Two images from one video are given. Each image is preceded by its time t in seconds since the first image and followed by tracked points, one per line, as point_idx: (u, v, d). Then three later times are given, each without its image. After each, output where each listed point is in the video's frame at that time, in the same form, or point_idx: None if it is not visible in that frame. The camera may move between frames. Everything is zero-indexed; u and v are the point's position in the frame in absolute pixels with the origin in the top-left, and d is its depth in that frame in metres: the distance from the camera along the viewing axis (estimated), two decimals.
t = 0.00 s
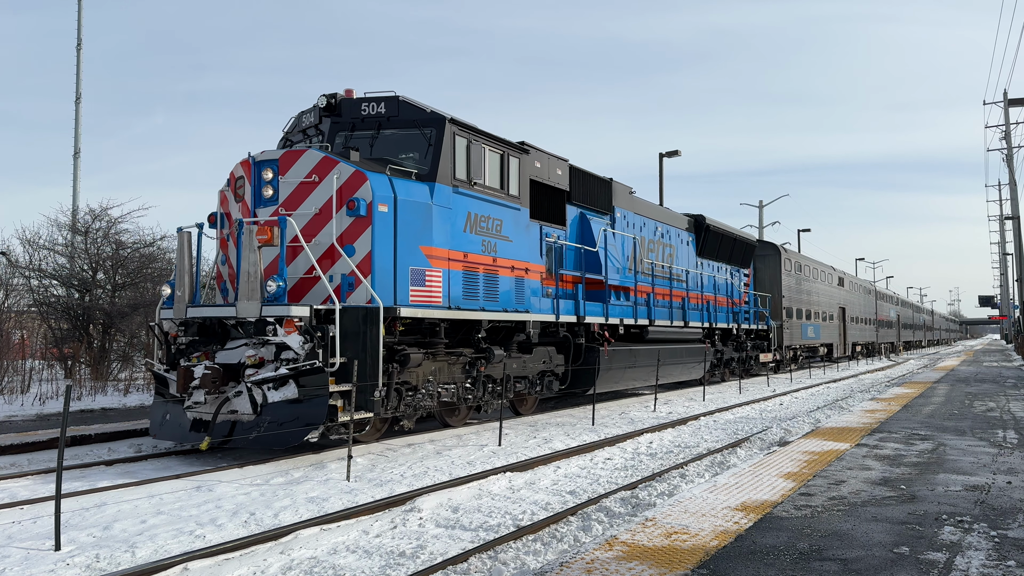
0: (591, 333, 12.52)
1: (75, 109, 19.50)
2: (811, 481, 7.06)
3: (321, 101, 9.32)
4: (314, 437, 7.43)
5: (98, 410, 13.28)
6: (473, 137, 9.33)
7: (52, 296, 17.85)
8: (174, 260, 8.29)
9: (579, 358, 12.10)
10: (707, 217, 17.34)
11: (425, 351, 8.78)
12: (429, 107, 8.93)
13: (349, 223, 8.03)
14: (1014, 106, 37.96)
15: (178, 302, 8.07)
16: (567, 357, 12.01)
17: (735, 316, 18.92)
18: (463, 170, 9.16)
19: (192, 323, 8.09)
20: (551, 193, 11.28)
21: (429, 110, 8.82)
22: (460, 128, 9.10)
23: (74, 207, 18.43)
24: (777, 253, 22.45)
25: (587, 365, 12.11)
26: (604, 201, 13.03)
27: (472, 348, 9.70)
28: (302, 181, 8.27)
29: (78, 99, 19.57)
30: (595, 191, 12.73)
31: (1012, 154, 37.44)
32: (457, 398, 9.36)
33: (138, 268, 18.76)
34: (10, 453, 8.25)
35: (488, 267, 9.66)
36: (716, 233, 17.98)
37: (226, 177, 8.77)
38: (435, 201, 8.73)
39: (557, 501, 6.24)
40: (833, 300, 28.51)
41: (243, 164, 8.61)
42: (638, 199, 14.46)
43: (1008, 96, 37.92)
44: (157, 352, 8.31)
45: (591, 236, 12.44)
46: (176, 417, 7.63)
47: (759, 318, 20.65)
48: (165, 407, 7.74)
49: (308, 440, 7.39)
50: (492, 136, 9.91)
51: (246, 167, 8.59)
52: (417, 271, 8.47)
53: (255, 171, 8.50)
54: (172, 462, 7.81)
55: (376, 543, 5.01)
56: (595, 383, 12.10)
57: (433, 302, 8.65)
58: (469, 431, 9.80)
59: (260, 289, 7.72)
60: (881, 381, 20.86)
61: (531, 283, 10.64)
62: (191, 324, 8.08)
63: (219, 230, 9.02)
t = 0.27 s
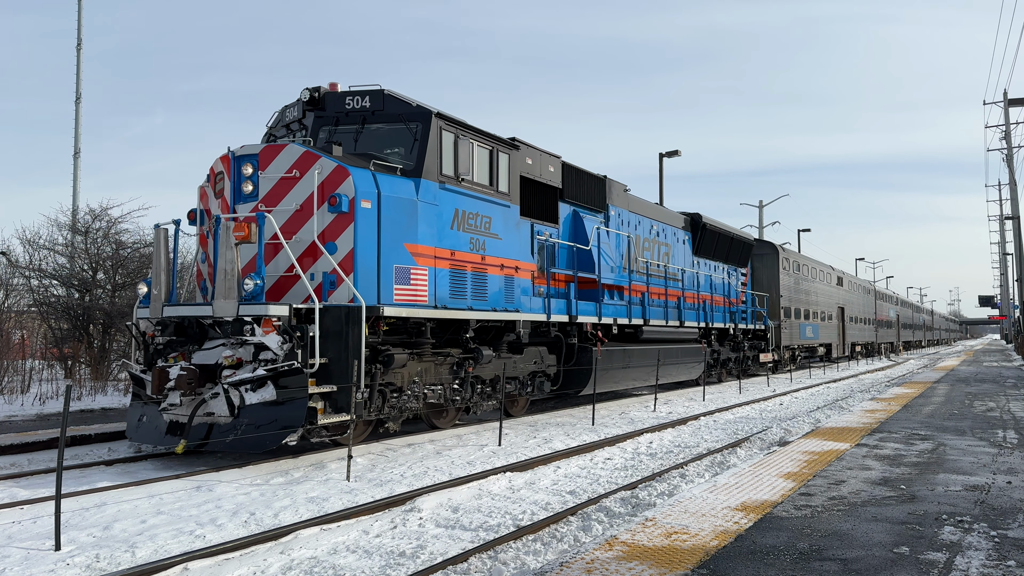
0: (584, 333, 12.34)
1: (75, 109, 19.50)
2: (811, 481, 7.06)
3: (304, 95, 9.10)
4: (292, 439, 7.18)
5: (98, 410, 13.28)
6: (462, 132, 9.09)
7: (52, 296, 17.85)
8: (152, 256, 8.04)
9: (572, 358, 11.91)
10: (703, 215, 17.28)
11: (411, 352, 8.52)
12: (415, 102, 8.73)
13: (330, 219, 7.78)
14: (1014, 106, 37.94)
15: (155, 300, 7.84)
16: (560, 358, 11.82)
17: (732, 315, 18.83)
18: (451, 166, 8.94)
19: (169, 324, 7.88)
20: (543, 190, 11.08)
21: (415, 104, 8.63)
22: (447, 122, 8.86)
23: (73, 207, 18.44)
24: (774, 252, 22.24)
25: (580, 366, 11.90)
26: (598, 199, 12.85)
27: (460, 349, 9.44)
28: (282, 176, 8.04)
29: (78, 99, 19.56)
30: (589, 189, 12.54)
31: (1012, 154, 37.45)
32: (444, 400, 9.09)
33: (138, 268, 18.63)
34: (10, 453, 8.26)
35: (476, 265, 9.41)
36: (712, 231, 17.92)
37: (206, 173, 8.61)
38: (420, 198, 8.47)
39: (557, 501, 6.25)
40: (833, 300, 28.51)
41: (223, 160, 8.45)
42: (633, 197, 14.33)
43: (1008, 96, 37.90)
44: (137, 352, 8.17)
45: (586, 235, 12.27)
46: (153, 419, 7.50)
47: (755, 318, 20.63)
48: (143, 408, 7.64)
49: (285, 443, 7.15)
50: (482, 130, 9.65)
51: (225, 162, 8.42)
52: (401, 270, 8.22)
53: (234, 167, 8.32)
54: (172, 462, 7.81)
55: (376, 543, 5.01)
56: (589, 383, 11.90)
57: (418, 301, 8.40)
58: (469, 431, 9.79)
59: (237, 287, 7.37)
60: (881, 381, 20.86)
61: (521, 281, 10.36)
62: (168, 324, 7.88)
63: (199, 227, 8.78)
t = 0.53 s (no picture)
0: (576, 333, 12.17)
1: (75, 109, 19.48)
2: (811, 481, 7.06)
3: (285, 88, 8.88)
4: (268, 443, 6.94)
5: (98, 410, 13.27)
6: (447, 126, 8.82)
7: (52, 296, 17.78)
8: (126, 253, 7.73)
9: (563, 358, 11.70)
10: (699, 215, 17.33)
11: (394, 352, 8.28)
12: (398, 95, 8.46)
13: (310, 216, 7.59)
14: (1014, 106, 37.94)
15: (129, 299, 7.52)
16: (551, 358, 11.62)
17: (729, 315, 18.75)
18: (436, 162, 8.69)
19: (144, 322, 7.54)
20: (533, 187, 10.91)
21: (399, 97, 8.35)
22: (432, 116, 8.57)
23: (73, 207, 18.43)
24: (771, 252, 21.78)
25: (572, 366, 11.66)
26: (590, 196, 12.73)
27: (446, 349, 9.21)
28: (260, 172, 7.79)
29: (78, 99, 19.54)
30: (580, 187, 12.42)
31: (1012, 154, 37.45)
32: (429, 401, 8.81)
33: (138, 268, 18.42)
34: (10, 453, 8.25)
35: (464, 263, 9.17)
36: (708, 230, 17.87)
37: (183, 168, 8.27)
38: (404, 194, 8.23)
39: (557, 501, 6.25)
40: (832, 299, 28.50)
41: (199, 154, 8.10)
42: (626, 195, 14.25)
43: (1008, 96, 37.89)
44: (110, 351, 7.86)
45: (577, 233, 12.16)
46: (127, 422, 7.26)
47: (752, 317, 20.61)
48: (115, 410, 7.36)
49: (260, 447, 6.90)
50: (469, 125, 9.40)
51: (202, 157, 8.06)
52: (384, 267, 7.97)
53: (211, 162, 7.98)
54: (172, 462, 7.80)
55: (376, 543, 5.01)
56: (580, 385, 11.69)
57: (402, 300, 8.14)
58: (469, 430, 9.79)
59: (211, 286, 7.28)
60: (882, 381, 20.86)
61: (509, 280, 10.19)
62: (143, 323, 7.53)
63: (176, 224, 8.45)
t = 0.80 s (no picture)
0: (567, 333, 11.91)
1: (75, 109, 19.48)
2: (811, 481, 7.06)
3: (263, 80, 8.50)
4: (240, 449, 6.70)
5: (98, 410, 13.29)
6: (431, 120, 8.55)
7: (52, 296, 17.79)
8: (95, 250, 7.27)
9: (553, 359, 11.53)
10: (696, 214, 17.01)
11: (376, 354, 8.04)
12: (381, 87, 8.18)
13: (286, 211, 7.35)
14: (1014, 106, 37.94)
15: (97, 297, 7.12)
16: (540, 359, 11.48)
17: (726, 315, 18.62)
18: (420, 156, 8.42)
19: (116, 323, 7.18)
20: (523, 184, 10.65)
21: (381, 90, 8.07)
22: (416, 110, 8.30)
23: (73, 207, 18.45)
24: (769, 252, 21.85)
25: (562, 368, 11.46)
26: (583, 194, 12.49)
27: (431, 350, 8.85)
28: (235, 165, 7.55)
29: (78, 99, 19.55)
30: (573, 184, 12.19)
31: (1012, 154, 37.45)
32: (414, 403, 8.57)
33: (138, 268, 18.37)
34: (11, 453, 8.26)
35: (449, 262, 8.90)
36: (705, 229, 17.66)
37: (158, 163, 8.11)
38: (385, 189, 7.97)
39: (557, 501, 6.25)
40: (832, 298, 28.47)
41: (174, 148, 7.94)
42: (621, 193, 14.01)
43: (1008, 96, 37.87)
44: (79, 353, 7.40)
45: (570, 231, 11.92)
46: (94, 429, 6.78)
47: (750, 318, 20.46)
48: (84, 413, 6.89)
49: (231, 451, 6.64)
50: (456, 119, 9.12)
51: (176, 151, 7.89)
52: (364, 265, 7.70)
53: (185, 156, 7.79)
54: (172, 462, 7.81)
55: (376, 543, 5.01)
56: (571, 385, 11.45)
57: (383, 299, 7.87)
58: (469, 430, 9.79)
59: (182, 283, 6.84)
60: (882, 381, 20.86)
61: (497, 279, 9.90)
62: (114, 324, 7.19)
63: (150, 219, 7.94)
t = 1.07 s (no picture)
0: (556, 334, 11.80)
1: (75, 109, 19.48)
2: (811, 481, 7.06)
3: (240, 72, 8.48)
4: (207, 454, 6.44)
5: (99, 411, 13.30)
6: (412, 113, 8.36)
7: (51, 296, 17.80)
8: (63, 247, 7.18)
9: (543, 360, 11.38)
10: (691, 212, 16.83)
11: (356, 355, 7.84)
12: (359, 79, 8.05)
13: (258, 206, 7.09)
14: (1014, 106, 37.92)
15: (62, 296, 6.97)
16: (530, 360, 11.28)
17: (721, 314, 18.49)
18: (401, 150, 8.23)
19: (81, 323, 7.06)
20: (510, 179, 10.52)
21: (359, 81, 7.95)
22: (396, 102, 8.13)
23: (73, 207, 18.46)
24: (766, 250, 21.91)
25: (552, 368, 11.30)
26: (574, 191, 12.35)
27: (414, 351, 8.75)
28: (206, 159, 7.32)
29: (78, 99, 19.55)
30: (563, 181, 12.05)
31: (1012, 154, 37.45)
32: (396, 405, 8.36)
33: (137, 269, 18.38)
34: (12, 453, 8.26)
35: (432, 259, 8.67)
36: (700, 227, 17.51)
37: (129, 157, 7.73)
38: (364, 184, 7.73)
39: (557, 501, 6.25)
40: (831, 298, 28.43)
41: (143, 142, 7.61)
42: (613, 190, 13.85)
43: (1008, 96, 37.87)
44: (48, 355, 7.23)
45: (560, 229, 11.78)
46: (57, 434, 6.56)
47: (747, 318, 20.33)
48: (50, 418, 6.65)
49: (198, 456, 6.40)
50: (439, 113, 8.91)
51: (145, 145, 7.57)
52: (341, 262, 7.45)
53: (155, 149, 7.50)
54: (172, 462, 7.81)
55: (376, 543, 5.01)
56: (561, 385, 11.33)
57: (362, 298, 7.63)
58: (469, 431, 9.79)
59: (147, 282, 6.71)
60: (882, 381, 20.87)
61: (484, 278, 9.67)
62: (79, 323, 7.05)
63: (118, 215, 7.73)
